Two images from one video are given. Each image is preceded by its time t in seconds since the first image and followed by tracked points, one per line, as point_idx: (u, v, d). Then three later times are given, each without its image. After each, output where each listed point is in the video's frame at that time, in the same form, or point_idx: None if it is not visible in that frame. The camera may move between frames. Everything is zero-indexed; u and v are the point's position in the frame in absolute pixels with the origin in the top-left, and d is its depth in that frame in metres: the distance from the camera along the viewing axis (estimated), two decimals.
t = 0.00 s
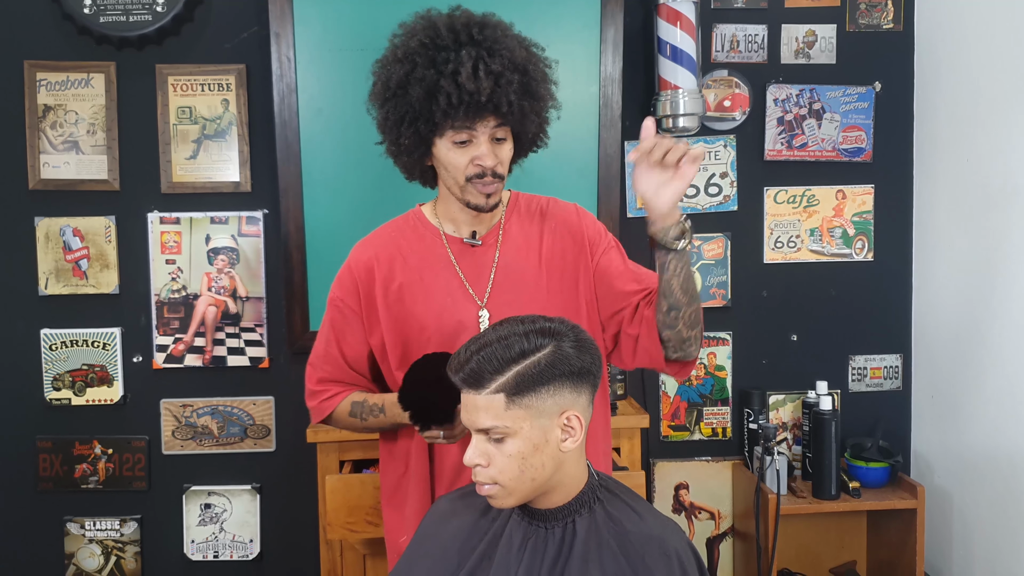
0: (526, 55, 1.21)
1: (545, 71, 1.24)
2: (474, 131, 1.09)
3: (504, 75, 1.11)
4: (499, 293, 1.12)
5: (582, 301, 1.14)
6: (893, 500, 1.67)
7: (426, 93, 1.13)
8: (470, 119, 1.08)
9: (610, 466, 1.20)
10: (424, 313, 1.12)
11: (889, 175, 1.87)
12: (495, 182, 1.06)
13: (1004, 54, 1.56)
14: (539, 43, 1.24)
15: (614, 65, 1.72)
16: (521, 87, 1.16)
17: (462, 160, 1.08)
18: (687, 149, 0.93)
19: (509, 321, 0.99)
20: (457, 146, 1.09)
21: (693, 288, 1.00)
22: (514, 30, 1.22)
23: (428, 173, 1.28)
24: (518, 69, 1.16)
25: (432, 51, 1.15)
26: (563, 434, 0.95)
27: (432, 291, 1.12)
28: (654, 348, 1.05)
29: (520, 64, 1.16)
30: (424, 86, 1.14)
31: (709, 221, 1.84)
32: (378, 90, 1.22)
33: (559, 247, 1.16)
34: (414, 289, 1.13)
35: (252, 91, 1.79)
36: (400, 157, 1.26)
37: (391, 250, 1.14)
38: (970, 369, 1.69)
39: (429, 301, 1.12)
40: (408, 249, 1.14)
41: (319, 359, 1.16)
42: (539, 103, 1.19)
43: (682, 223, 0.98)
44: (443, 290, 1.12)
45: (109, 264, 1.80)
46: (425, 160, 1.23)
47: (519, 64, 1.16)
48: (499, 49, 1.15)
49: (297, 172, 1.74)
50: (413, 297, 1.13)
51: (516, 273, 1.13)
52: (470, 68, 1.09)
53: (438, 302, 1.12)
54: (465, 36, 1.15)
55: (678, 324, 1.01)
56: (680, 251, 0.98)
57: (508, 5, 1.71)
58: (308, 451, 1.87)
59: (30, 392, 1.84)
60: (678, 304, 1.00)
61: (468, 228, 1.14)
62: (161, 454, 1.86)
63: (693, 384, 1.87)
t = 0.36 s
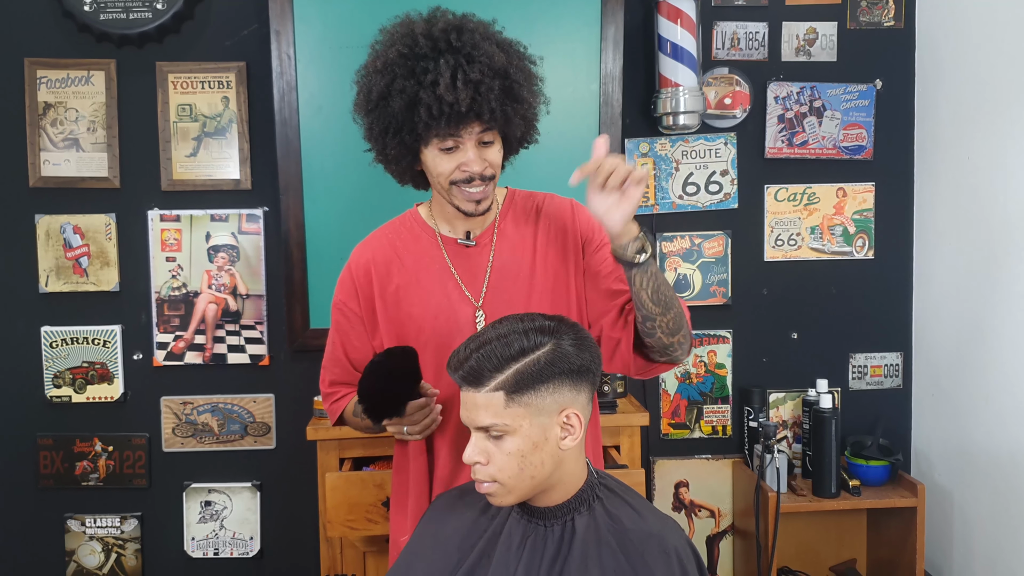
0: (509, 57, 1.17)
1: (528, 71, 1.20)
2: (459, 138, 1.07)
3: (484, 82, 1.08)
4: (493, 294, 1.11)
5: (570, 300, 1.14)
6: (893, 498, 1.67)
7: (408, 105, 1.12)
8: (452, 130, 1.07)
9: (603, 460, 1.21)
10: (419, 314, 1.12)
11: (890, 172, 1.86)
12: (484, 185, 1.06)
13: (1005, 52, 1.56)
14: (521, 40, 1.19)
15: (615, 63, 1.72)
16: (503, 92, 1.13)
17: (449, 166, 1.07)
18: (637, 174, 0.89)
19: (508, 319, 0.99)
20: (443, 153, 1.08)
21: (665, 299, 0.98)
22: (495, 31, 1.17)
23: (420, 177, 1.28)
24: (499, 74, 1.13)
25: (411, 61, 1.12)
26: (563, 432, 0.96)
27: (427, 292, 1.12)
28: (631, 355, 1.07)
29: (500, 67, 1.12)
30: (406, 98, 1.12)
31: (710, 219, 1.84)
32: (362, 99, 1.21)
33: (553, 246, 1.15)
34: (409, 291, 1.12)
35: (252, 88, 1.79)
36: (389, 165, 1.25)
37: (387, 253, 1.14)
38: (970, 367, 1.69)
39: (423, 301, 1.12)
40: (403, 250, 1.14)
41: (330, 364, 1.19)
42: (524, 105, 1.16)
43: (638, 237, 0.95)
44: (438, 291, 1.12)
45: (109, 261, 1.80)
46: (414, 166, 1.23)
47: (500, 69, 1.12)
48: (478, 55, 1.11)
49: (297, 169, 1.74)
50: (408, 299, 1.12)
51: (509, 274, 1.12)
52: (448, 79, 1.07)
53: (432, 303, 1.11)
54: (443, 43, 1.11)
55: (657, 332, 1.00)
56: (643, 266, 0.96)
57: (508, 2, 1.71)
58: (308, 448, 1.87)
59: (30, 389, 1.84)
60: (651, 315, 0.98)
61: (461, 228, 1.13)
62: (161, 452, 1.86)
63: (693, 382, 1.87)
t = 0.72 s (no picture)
0: (504, 63, 1.15)
1: (525, 77, 1.18)
2: (455, 145, 1.07)
3: (479, 90, 1.08)
4: (491, 294, 1.11)
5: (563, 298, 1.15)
6: (893, 497, 1.67)
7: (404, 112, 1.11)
8: (448, 137, 1.06)
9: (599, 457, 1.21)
10: (417, 315, 1.11)
11: (890, 172, 1.86)
12: (480, 191, 1.05)
13: (1005, 51, 1.56)
14: (518, 45, 1.18)
15: (615, 62, 1.72)
16: (500, 98, 1.12)
17: (445, 171, 1.06)
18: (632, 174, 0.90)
19: (508, 318, 0.99)
20: (440, 159, 1.07)
21: (656, 311, 0.96)
22: (491, 36, 1.16)
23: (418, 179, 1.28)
24: (495, 81, 1.12)
25: (407, 67, 1.12)
26: (562, 431, 0.95)
27: (426, 292, 1.12)
28: (630, 362, 1.04)
29: (496, 74, 1.11)
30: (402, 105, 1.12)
31: (710, 218, 1.84)
32: (358, 102, 1.21)
33: (552, 246, 1.15)
34: (408, 291, 1.12)
35: (252, 86, 1.79)
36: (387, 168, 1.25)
37: (386, 253, 1.13)
38: (971, 366, 1.68)
39: (421, 301, 1.12)
40: (402, 250, 1.14)
41: (328, 364, 1.18)
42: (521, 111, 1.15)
43: (633, 247, 0.94)
44: (437, 291, 1.11)
45: (109, 260, 1.80)
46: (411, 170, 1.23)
47: (496, 75, 1.11)
48: (474, 62, 1.10)
49: (297, 168, 1.74)
50: (407, 299, 1.12)
51: (508, 275, 1.12)
52: (443, 87, 1.06)
53: (430, 302, 1.11)
54: (438, 50, 1.10)
55: (643, 345, 0.98)
56: (634, 278, 0.94)
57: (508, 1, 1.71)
58: (308, 446, 1.87)
59: (30, 388, 1.84)
60: (640, 327, 0.96)
61: (461, 228, 1.13)
62: (161, 450, 1.86)
63: (693, 381, 1.86)
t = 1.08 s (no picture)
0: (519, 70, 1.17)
1: (537, 87, 1.19)
2: (463, 146, 1.07)
3: (492, 96, 1.08)
4: (489, 296, 1.11)
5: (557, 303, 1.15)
6: (896, 498, 1.67)
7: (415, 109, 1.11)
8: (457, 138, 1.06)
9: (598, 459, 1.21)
10: (416, 316, 1.11)
11: (893, 172, 1.86)
12: (485, 194, 1.05)
13: (1009, 52, 1.56)
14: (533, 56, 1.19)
15: (618, 62, 1.71)
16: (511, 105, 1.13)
17: (451, 172, 1.06)
18: (629, 201, 0.94)
19: (511, 322, 0.98)
20: (446, 159, 1.07)
21: (635, 339, 0.98)
22: (507, 42, 1.17)
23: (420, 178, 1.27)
24: (508, 88, 1.13)
25: (422, 65, 1.12)
26: (566, 435, 0.95)
27: (425, 294, 1.11)
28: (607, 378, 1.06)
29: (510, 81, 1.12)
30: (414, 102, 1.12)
31: (712, 218, 1.83)
32: (369, 95, 1.20)
33: (550, 250, 1.14)
34: (406, 292, 1.12)
35: (252, 86, 1.78)
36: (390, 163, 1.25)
37: (385, 254, 1.12)
38: (973, 368, 1.68)
39: (419, 302, 1.11)
40: (401, 251, 1.13)
41: (326, 365, 1.16)
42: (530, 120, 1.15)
43: (620, 276, 0.96)
44: (435, 293, 1.11)
45: (109, 260, 1.79)
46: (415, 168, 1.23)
47: (510, 82, 1.12)
48: (489, 66, 1.11)
49: (298, 168, 1.74)
50: (406, 300, 1.12)
51: (506, 277, 1.11)
52: (458, 89, 1.06)
53: (428, 304, 1.11)
54: (455, 51, 1.11)
55: (620, 366, 1.00)
56: (618, 306, 0.96)
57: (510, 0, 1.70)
58: (310, 447, 1.86)
59: (30, 388, 1.83)
60: (617, 350, 0.98)
61: (460, 230, 1.12)
62: (161, 451, 1.85)
63: (695, 382, 1.86)
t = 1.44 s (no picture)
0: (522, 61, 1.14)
1: (540, 77, 1.17)
2: (463, 136, 1.05)
3: (492, 83, 1.06)
4: (490, 297, 1.10)
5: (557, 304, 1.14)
6: (899, 499, 1.66)
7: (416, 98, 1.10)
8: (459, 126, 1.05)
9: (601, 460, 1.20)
10: (415, 317, 1.10)
11: (897, 172, 1.85)
12: (485, 187, 1.04)
13: (1015, 52, 1.55)
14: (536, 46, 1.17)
15: (622, 60, 1.70)
16: (513, 95, 1.11)
17: (451, 163, 1.05)
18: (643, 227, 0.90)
19: (517, 323, 0.97)
20: (447, 150, 1.06)
21: (637, 350, 0.98)
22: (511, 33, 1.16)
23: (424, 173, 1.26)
24: (510, 77, 1.10)
25: (423, 54, 1.11)
26: (572, 438, 0.94)
27: (425, 294, 1.10)
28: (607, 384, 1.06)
29: (511, 69, 1.10)
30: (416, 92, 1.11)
31: (716, 218, 1.83)
32: (371, 86, 1.20)
33: (552, 252, 1.13)
34: (407, 292, 1.11)
35: (254, 83, 1.76)
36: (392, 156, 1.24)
37: (387, 253, 1.12)
38: (977, 369, 1.67)
39: (419, 302, 1.10)
40: (403, 250, 1.12)
41: (328, 364, 1.16)
42: (532, 110, 1.13)
43: (627, 291, 0.95)
44: (436, 293, 1.10)
45: (110, 257, 1.78)
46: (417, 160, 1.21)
47: (512, 71, 1.10)
48: (490, 54, 1.09)
49: (300, 166, 1.72)
50: (406, 300, 1.11)
51: (508, 278, 1.10)
52: (458, 76, 1.05)
53: (429, 304, 1.10)
54: (457, 40, 1.10)
55: (620, 376, 1.00)
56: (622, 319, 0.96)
57: None
58: (312, 446, 1.85)
59: (30, 386, 1.82)
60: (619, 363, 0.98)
61: (463, 229, 1.11)
62: (162, 450, 1.84)
63: (698, 381, 1.85)
